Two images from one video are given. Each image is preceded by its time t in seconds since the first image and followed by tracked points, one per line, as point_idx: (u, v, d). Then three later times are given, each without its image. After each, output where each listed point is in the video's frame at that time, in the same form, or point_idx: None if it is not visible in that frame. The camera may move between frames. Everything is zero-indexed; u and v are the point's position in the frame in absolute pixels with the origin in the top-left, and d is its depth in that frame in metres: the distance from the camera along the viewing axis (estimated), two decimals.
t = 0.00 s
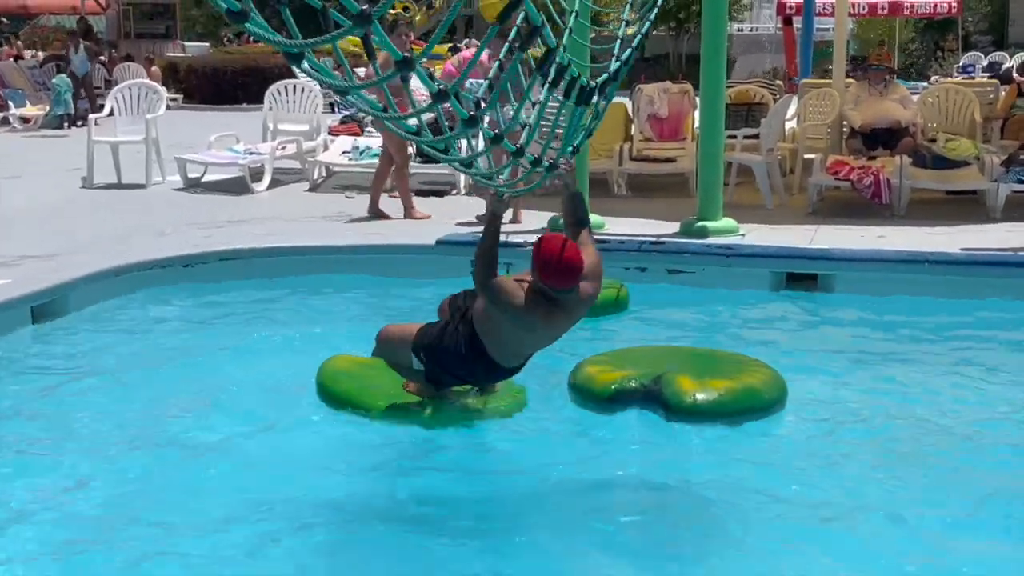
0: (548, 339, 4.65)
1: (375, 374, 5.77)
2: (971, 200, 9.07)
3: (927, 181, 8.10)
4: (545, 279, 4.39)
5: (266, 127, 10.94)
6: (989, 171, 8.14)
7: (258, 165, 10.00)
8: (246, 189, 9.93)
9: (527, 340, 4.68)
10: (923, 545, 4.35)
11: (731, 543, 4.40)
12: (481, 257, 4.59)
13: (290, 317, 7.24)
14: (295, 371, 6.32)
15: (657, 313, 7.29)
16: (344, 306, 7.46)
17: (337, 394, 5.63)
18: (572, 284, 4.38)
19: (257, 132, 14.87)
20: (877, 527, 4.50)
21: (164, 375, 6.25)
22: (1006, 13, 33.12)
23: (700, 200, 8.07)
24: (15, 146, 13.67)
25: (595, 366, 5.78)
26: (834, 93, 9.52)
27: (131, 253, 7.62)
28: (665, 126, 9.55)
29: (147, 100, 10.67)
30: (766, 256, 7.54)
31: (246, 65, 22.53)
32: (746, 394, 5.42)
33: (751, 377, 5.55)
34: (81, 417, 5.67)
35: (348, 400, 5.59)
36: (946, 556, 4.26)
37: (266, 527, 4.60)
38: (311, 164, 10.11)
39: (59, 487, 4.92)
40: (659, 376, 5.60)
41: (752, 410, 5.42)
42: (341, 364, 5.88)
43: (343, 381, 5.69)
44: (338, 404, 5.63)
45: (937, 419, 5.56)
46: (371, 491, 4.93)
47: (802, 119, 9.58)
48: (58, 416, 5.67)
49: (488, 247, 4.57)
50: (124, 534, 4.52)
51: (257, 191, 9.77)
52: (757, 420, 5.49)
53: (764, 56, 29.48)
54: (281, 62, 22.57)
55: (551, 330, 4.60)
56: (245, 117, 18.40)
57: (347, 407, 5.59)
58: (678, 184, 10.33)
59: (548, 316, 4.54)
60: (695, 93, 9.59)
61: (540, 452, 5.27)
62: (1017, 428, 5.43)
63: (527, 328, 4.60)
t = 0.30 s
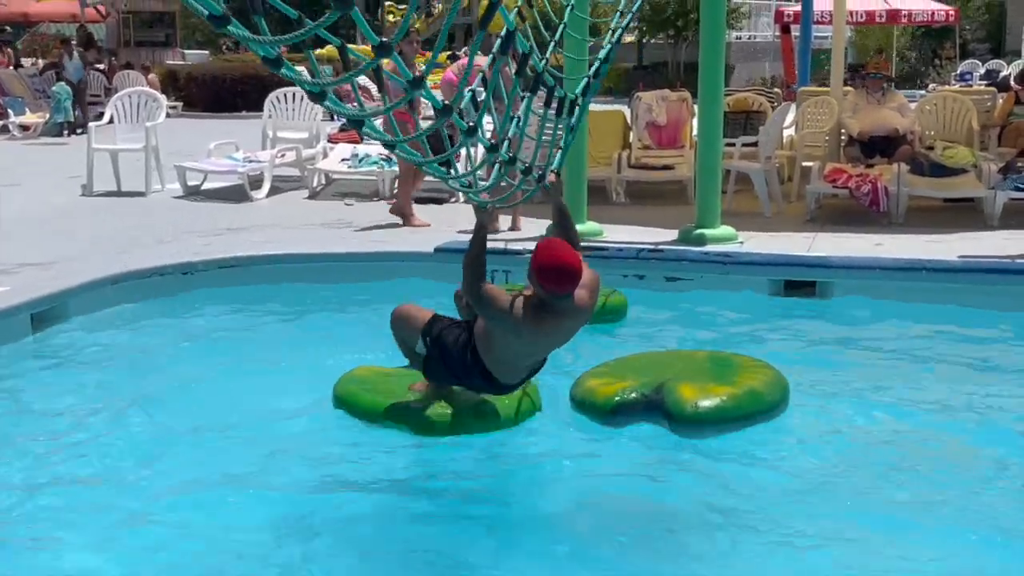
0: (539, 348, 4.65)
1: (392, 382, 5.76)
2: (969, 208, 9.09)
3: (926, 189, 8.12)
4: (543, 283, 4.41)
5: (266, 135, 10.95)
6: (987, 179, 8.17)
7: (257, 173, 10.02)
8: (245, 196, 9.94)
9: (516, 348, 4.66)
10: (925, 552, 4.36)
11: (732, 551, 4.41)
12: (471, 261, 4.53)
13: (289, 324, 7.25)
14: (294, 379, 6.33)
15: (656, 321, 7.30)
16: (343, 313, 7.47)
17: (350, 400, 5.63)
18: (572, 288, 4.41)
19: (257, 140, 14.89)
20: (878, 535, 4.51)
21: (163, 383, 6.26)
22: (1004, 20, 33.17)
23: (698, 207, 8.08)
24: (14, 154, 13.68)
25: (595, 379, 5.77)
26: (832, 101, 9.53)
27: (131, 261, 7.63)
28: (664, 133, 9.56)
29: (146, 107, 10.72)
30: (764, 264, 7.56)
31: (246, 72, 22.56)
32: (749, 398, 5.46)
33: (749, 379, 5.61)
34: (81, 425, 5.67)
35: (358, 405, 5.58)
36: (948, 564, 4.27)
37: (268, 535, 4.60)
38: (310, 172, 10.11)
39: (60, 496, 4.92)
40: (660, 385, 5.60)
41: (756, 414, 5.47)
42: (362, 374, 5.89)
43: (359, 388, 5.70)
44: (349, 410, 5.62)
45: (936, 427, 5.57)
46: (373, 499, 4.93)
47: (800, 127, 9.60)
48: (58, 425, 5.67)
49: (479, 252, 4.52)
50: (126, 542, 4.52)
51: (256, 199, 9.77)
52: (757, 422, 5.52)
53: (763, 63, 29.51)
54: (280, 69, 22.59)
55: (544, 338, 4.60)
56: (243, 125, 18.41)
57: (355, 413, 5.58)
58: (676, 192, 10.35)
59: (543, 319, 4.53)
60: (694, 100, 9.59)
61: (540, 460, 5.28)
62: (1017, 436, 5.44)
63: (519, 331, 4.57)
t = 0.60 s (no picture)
0: (504, 349, 4.81)
1: (406, 380, 5.78)
2: (971, 212, 9.10)
3: (927, 194, 8.15)
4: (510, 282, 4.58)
5: (267, 140, 10.97)
6: (988, 184, 8.18)
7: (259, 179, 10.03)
8: (247, 202, 9.96)
9: (479, 343, 4.83)
10: (929, 556, 4.36)
11: (737, 554, 4.42)
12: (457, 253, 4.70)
13: (291, 329, 7.26)
14: (296, 383, 6.33)
15: (659, 325, 7.31)
16: (345, 318, 7.48)
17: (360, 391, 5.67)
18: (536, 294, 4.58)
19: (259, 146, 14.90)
20: (882, 538, 4.51)
21: (165, 387, 6.27)
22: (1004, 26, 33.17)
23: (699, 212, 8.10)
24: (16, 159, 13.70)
25: (596, 376, 5.80)
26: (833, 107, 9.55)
27: (133, 266, 7.64)
28: (665, 139, 9.57)
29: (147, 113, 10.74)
30: (765, 269, 7.58)
31: (247, 78, 22.58)
32: (748, 403, 5.46)
33: (754, 388, 5.60)
34: (83, 430, 5.67)
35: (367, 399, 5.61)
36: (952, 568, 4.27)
37: (271, 539, 4.60)
38: (312, 178, 10.12)
39: (62, 501, 4.92)
40: (660, 385, 5.62)
41: (757, 419, 5.46)
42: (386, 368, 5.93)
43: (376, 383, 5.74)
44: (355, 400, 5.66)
45: (939, 431, 5.58)
46: (376, 503, 4.93)
47: (801, 133, 9.61)
48: (59, 430, 5.67)
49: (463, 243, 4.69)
50: (127, 547, 4.53)
51: (258, 205, 9.78)
52: (761, 428, 5.51)
53: (763, 69, 29.53)
54: (281, 75, 22.62)
55: (506, 339, 4.75)
56: (244, 131, 18.42)
57: (360, 407, 5.61)
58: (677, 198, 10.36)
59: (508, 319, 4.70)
60: (695, 106, 9.58)
61: (542, 464, 5.28)
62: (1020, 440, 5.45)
63: (483, 327, 4.73)
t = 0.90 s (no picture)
0: (494, 310, 4.93)
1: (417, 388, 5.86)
2: (971, 215, 9.10)
3: (927, 197, 8.16)
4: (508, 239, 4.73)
5: (269, 143, 10.98)
6: (989, 187, 8.19)
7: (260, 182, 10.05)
8: (249, 206, 9.98)
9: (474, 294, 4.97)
10: (930, 558, 4.37)
11: (739, 556, 4.42)
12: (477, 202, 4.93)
13: (292, 332, 7.27)
14: (297, 387, 6.34)
15: (659, 328, 7.32)
16: (346, 321, 7.49)
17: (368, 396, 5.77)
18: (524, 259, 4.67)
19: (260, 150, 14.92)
20: (884, 541, 4.52)
21: (166, 391, 6.27)
22: (1006, 29, 33.19)
23: (700, 216, 8.11)
24: (17, 163, 13.70)
25: (601, 379, 5.82)
26: (834, 110, 9.53)
27: (134, 270, 7.65)
28: (666, 142, 9.58)
29: (149, 117, 10.77)
30: (766, 272, 7.60)
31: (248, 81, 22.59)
32: (752, 407, 5.47)
33: (758, 391, 5.61)
34: (85, 434, 5.68)
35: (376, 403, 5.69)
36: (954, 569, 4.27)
37: (274, 542, 4.61)
38: (313, 181, 10.14)
39: (64, 504, 4.93)
40: (665, 390, 5.63)
41: (761, 423, 5.47)
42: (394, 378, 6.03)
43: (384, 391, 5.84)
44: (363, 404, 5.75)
45: (940, 433, 5.59)
46: (378, 505, 4.94)
47: (802, 135, 9.62)
48: (62, 433, 5.69)
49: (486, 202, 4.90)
50: (129, 549, 4.54)
51: (259, 208, 9.80)
52: (766, 431, 5.52)
53: (764, 72, 29.53)
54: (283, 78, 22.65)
55: (495, 297, 4.89)
56: (246, 134, 18.45)
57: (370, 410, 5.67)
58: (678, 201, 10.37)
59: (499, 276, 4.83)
60: (695, 109, 9.60)
61: (544, 466, 5.29)
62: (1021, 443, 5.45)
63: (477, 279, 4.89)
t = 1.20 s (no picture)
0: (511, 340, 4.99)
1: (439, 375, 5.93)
2: (972, 218, 9.10)
3: (927, 200, 8.18)
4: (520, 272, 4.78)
5: (269, 146, 10.99)
6: (989, 189, 8.20)
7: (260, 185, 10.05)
8: (250, 208, 9.98)
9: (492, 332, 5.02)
10: (934, 560, 4.36)
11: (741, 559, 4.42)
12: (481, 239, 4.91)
13: (293, 335, 7.28)
14: (298, 391, 6.34)
15: (660, 330, 7.32)
16: (348, 324, 7.49)
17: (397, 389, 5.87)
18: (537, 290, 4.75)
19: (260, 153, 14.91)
20: (888, 544, 4.51)
21: (167, 395, 6.28)
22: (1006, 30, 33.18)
23: (701, 218, 8.11)
24: (17, 167, 13.69)
25: (606, 385, 5.78)
26: (835, 112, 9.57)
27: (135, 273, 7.66)
28: (666, 144, 9.58)
29: (150, 119, 10.78)
30: (767, 274, 7.61)
31: (249, 83, 22.59)
32: (759, 404, 5.48)
33: (762, 387, 5.63)
34: (86, 437, 5.69)
35: (400, 398, 5.79)
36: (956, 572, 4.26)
37: (277, 546, 4.61)
38: (314, 184, 10.14)
39: (66, 509, 4.93)
40: (670, 392, 5.62)
41: (766, 421, 5.50)
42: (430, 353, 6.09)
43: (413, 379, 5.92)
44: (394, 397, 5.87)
45: (941, 437, 5.59)
46: (380, 510, 4.93)
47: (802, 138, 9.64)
48: (64, 438, 5.69)
49: (488, 236, 4.90)
50: (131, 553, 4.54)
51: (260, 210, 9.80)
52: (769, 429, 5.55)
53: (765, 73, 29.52)
54: (284, 80, 22.66)
55: (512, 329, 4.94)
56: (247, 137, 18.48)
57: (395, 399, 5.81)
58: (679, 203, 10.39)
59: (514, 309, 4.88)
60: (695, 111, 9.61)
61: (546, 471, 5.28)
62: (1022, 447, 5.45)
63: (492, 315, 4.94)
